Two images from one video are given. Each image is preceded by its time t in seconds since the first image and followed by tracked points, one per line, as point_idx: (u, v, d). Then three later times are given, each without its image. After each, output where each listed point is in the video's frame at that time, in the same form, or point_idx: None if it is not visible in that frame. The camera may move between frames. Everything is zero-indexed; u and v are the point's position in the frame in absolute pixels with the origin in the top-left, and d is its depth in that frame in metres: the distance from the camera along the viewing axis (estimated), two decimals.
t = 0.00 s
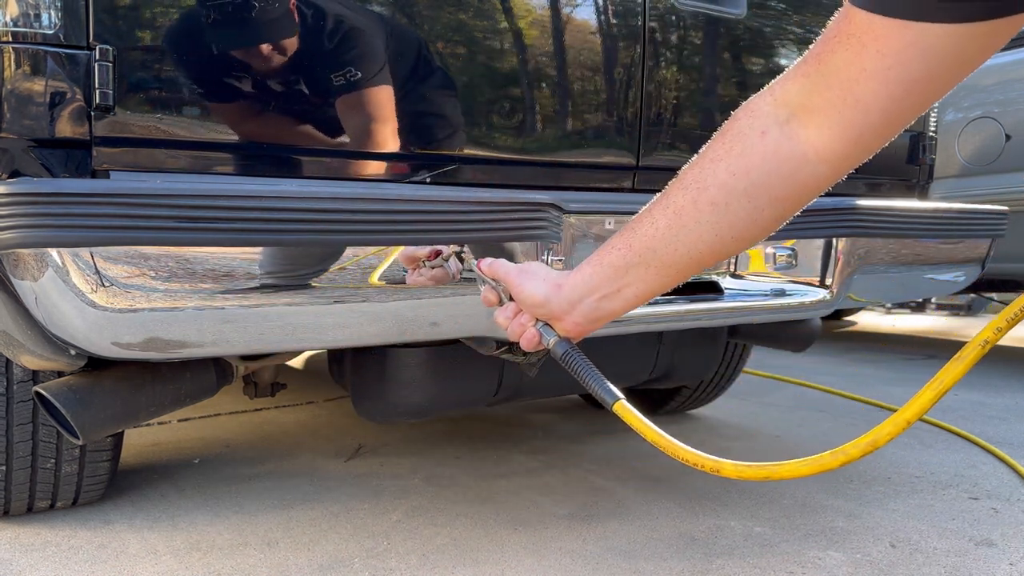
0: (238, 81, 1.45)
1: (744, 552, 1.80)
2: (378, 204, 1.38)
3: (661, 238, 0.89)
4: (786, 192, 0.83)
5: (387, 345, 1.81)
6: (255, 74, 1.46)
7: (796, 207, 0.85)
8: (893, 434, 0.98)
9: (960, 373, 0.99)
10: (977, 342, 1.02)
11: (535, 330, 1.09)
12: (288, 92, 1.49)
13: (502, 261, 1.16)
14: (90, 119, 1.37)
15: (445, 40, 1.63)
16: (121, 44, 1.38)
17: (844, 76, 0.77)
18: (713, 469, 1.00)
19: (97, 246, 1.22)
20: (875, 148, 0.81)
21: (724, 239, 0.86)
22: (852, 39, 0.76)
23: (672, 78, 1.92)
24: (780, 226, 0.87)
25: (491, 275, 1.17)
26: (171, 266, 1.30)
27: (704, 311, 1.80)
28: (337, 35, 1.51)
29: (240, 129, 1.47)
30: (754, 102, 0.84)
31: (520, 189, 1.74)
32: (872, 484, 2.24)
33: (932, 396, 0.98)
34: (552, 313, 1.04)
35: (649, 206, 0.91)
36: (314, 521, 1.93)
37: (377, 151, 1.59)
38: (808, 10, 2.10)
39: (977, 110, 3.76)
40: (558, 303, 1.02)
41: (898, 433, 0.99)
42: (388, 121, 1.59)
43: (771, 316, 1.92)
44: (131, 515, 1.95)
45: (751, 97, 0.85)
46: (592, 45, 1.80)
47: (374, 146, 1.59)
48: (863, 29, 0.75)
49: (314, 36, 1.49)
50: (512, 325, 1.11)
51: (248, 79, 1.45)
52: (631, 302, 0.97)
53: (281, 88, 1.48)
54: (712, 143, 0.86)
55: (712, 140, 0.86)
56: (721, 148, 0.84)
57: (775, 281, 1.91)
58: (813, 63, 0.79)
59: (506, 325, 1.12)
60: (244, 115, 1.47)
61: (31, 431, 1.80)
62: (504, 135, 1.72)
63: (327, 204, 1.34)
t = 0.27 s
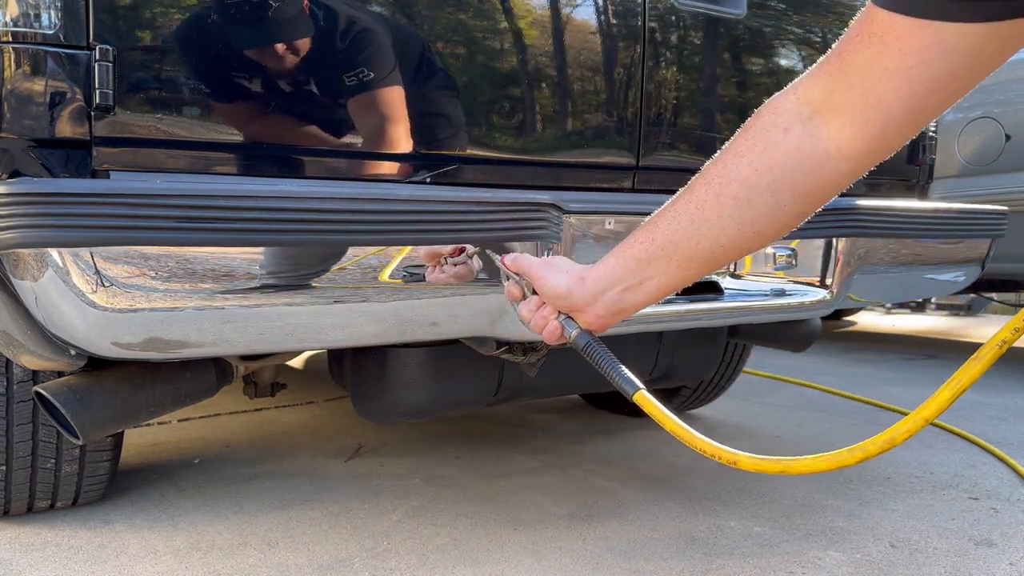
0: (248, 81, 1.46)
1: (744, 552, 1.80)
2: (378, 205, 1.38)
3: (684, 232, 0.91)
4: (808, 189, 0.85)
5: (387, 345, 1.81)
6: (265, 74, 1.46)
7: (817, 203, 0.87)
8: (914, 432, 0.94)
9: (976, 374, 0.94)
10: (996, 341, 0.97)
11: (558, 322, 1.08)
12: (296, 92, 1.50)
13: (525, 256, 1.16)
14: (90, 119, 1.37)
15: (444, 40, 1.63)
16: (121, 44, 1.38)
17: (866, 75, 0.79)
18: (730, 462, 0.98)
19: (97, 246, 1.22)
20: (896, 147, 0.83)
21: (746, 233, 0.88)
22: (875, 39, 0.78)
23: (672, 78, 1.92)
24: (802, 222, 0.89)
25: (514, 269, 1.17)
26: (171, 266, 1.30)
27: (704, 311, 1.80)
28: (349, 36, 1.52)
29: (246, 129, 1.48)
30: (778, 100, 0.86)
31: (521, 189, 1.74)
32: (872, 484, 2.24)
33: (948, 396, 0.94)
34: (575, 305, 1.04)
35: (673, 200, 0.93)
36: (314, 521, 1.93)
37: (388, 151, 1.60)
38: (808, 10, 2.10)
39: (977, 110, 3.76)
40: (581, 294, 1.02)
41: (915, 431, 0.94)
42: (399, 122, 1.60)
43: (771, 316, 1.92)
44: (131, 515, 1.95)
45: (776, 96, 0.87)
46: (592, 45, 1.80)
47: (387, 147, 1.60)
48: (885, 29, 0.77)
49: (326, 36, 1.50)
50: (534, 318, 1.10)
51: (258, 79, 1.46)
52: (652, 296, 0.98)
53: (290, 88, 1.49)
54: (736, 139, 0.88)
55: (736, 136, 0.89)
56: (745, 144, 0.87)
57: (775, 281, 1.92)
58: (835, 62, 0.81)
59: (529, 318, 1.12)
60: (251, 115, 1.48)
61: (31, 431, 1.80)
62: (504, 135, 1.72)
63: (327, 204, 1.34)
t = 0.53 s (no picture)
0: (257, 82, 1.46)
1: (744, 552, 1.80)
2: (378, 205, 1.38)
3: (709, 230, 0.94)
4: (832, 187, 0.88)
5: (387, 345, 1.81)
6: (274, 74, 1.47)
7: (840, 201, 0.90)
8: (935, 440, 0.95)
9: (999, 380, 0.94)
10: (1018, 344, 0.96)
11: (583, 322, 1.13)
12: (305, 92, 1.50)
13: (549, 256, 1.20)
14: (90, 119, 1.37)
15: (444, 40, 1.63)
16: (121, 44, 1.38)
17: (889, 75, 0.82)
18: (754, 461, 0.99)
19: (97, 246, 1.22)
20: (917, 145, 0.86)
21: (772, 231, 0.91)
22: (897, 40, 0.81)
23: (672, 78, 1.92)
24: (825, 220, 0.92)
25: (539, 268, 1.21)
26: (171, 266, 1.30)
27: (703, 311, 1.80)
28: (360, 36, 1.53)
29: (252, 130, 1.48)
30: (802, 101, 0.89)
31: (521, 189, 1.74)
32: (872, 484, 2.24)
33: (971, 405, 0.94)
34: (600, 304, 1.08)
35: (699, 199, 0.96)
36: (314, 521, 1.93)
37: (399, 150, 1.61)
38: (809, 11, 2.10)
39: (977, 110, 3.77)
40: (607, 293, 1.06)
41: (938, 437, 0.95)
42: (411, 121, 1.61)
43: (771, 316, 1.92)
44: (131, 515, 1.95)
45: (800, 97, 0.91)
46: (592, 45, 1.80)
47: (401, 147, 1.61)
48: (906, 31, 0.80)
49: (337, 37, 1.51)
50: (559, 318, 1.15)
51: (268, 80, 1.47)
52: (678, 294, 1.01)
53: (300, 89, 1.50)
54: (762, 139, 0.91)
55: (761, 136, 0.92)
56: (770, 143, 0.90)
57: (775, 281, 1.92)
58: (858, 64, 0.85)
59: (555, 317, 1.16)
60: (258, 115, 1.48)
61: (31, 431, 1.80)
62: (504, 135, 1.72)
63: (327, 204, 1.34)
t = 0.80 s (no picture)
0: (267, 82, 1.47)
1: (744, 552, 1.80)
2: (378, 205, 1.38)
3: (727, 224, 0.96)
4: (848, 183, 0.90)
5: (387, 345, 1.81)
6: (284, 75, 1.48)
7: (856, 196, 0.91)
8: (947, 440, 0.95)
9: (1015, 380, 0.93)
10: None
11: (605, 315, 1.15)
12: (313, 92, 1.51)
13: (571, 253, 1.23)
14: (90, 119, 1.37)
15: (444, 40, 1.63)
16: (121, 44, 1.38)
17: (903, 73, 0.83)
18: (771, 451, 1.01)
19: (97, 246, 1.22)
20: (932, 141, 0.88)
21: (789, 225, 0.93)
22: (912, 40, 0.82)
23: (672, 78, 1.92)
24: (842, 214, 0.94)
25: (562, 266, 1.25)
26: (171, 266, 1.30)
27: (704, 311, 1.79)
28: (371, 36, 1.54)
29: (257, 131, 1.49)
30: (819, 97, 0.91)
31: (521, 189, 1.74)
32: (872, 484, 2.24)
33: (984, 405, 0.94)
34: (621, 298, 1.11)
35: (717, 194, 0.98)
36: (314, 521, 1.93)
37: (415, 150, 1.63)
38: (808, 11, 2.10)
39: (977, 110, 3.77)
40: (628, 286, 1.09)
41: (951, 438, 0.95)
42: (425, 121, 1.63)
43: (770, 316, 1.92)
44: (131, 515, 1.95)
45: (816, 93, 0.92)
46: (592, 45, 1.80)
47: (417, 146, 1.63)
48: (921, 31, 0.81)
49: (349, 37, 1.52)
50: (581, 312, 1.17)
51: (277, 80, 1.48)
52: (697, 286, 1.04)
53: (309, 89, 1.50)
54: (778, 135, 0.93)
55: (778, 132, 0.94)
56: (787, 140, 0.92)
57: (775, 281, 1.93)
58: (873, 62, 0.86)
59: (575, 313, 1.18)
60: (265, 116, 1.49)
61: (31, 431, 1.80)
62: (504, 135, 1.73)
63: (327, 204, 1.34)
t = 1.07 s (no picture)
0: (277, 83, 1.48)
1: (744, 552, 1.80)
2: (378, 205, 1.38)
3: (739, 222, 0.96)
4: (858, 181, 0.90)
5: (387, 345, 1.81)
6: (294, 76, 1.48)
7: (867, 193, 0.92)
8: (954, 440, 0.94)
9: None
10: None
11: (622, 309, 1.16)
12: (322, 93, 1.51)
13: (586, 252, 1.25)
14: (90, 119, 1.37)
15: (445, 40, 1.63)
16: (122, 44, 1.38)
17: (913, 72, 0.83)
18: (785, 438, 1.01)
19: (97, 246, 1.22)
20: (942, 138, 0.88)
21: (800, 222, 0.93)
22: (921, 39, 0.82)
23: (672, 78, 1.92)
24: (853, 211, 0.94)
25: (577, 263, 1.25)
26: (171, 266, 1.30)
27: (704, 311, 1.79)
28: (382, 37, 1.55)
29: (263, 132, 1.49)
30: (830, 96, 0.91)
31: (521, 190, 1.74)
32: (872, 484, 2.24)
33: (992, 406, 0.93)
34: (637, 292, 1.11)
35: (728, 191, 0.98)
36: (314, 521, 1.93)
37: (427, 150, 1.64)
38: (808, 11, 2.11)
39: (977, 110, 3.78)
40: (642, 281, 1.09)
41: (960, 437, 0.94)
42: (439, 121, 1.64)
43: (770, 316, 1.92)
44: (131, 515, 1.95)
45: (827, 93, 0.92)
46: (591, 45, 1.80)
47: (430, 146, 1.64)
48: (930, 30, 0.81)
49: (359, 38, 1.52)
50: (599, 307, 1.19)
51: (287, 82, 1.48)
52: (709, 281, 1.04)
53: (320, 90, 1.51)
54: (790, 133, 0.93)
55: (790, 130, 0.94)
56: (798, 138, 0.92)
57: (774, 281, 1.93)
58: (884, 61, 0.86)
59: (593, 308, 1.20)
60: (272, 118, 1.49)
61: (31, 430, 1.80)
62: (505, 135, 1.73)
63: (327, 204, 1.34)
